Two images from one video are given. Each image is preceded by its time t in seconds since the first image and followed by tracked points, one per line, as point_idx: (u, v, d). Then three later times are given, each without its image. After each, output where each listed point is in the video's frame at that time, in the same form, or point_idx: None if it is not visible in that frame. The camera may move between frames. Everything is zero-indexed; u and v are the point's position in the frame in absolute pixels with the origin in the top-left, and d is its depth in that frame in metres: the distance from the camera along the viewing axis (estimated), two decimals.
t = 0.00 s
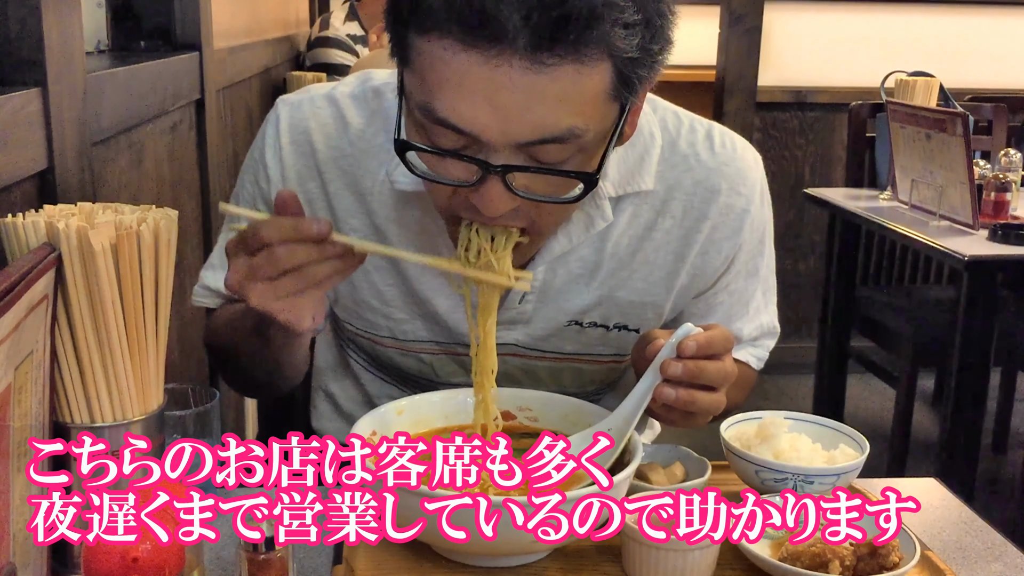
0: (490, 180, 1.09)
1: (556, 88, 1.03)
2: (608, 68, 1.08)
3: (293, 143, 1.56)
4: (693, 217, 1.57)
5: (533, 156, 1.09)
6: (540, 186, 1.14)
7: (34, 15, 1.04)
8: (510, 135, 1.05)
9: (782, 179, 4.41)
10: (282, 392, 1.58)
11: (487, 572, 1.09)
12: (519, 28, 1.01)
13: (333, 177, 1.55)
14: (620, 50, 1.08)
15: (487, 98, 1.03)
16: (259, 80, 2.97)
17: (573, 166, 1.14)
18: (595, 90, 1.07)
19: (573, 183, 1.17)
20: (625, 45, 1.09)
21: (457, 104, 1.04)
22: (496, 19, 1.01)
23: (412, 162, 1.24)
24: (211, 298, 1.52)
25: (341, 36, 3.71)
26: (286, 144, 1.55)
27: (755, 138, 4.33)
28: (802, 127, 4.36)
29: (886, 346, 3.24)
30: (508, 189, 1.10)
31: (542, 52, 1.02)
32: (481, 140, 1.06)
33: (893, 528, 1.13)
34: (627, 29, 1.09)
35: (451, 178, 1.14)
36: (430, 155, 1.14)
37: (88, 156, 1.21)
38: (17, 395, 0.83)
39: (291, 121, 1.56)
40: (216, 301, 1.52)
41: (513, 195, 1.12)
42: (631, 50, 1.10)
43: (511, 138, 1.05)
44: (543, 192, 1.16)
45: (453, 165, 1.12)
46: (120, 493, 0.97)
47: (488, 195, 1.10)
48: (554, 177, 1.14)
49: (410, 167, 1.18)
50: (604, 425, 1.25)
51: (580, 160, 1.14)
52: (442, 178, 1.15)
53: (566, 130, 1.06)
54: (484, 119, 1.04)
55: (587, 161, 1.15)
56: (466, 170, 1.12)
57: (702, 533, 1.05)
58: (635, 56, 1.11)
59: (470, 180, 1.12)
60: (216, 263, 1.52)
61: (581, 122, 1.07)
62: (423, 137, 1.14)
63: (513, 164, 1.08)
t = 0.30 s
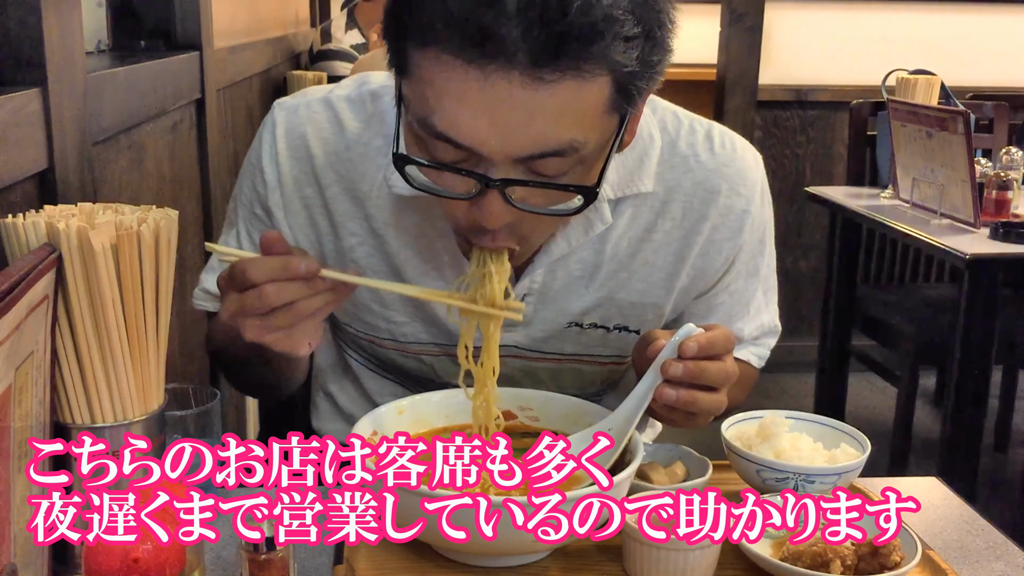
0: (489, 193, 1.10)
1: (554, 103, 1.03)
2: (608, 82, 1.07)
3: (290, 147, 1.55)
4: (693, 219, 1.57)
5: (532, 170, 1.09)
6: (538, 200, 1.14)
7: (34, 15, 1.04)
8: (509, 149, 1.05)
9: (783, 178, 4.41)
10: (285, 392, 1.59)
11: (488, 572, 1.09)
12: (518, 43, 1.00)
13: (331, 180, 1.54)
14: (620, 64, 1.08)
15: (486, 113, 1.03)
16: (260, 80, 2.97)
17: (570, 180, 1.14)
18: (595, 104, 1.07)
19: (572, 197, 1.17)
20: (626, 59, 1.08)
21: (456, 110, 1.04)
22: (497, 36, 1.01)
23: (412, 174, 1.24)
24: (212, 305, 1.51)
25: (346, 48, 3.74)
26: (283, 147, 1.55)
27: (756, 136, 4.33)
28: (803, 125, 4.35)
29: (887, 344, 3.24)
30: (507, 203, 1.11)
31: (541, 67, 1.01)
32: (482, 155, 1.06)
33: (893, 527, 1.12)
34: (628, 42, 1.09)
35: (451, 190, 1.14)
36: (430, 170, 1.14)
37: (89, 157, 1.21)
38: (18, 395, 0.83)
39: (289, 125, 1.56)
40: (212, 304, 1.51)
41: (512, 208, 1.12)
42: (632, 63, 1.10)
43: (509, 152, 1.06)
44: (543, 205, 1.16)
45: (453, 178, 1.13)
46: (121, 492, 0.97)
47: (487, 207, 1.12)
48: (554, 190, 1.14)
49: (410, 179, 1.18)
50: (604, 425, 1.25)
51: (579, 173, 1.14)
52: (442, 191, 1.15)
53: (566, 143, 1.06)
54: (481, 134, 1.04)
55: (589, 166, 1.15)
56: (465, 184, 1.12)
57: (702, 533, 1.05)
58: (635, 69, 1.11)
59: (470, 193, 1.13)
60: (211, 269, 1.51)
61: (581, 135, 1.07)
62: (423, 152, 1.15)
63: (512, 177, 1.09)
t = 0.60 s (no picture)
0: (494, 198, 1.11)
1: (557, 110, 1.03)
2: (613, 83, 1.08)
3: (290, 146, 1.55)
4: (693, 218, 1.57)
5: (537, 173, 1.10)
6: (543, 202, 1.15)
7: (35, 15, 1.04)
8: (512, 155, 1.06)
9: (784, 178, 4.41)
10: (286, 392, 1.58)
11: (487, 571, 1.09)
12: (520, 53, 1.00)
13: (331, 180, 1.54)
14: (624, 68, 1.08)
15: (492, 117, 1.03)
16: (260, 80, 2.97)
17: (575, 183, 1.14)
18: (598, 108, 1.07)
19: (576, 198, 1.17)
20: (629, 62, 1.08)
21: (456, 114, 1.04)
22: (499, 46, 1.00)
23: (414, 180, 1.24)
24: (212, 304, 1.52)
25: (334, 37, 3.73)
26: (282, 147, 1.55)
27: (757, 135, 4.32)
28: (804, 125, 4.35)
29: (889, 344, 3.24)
30: (513, 207, 1.12)
31: (543, 75, 1.01)
32: (485, 158, 1.07)
33: (893, 528, 1.12)
34: (631, 45, 1.08)
35: (458, 197, 1.14)
36: (434, 176, 1.15)
37: (90, 157, 1.21)
38: (19, 395, 0.83)
39: (288, 125, 1.56)
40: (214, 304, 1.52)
41: (517, 211, 1.13)
42: (635, 65, 1.10)
43: (516, 157, 1.06)
44: (548, 208, 1.17)
45: (455, 184, 1.13)
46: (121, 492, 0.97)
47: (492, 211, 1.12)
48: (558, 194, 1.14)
49: (415, 185, 1.18)
50: (604, 426, 1.25)
51: (583, 176, 1.14)
52: (445, 196, 1.15)
53: (571, 148, 1.07)
54: (487, 141, 1.05)
55: (593, 169, 1.15)
56: (469, 189, 1.13)
57: (702, 533, 1.05)
58: (638, 71, 1.10)
59: (474, 197, 1.13)
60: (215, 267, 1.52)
61: (586, 139, 1.08)
62: (428, 158, 1.15)
63: (518, 182, 1.10)
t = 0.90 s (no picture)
0: (494, 201, 1.11)
1: (559, 112, 1.03)
2: (614, 88, 1.07)
3: (289, 147, 1.55)
4: (694, 219, 1.57)
5: (538, 177, 1.10)
6: (544, 205, 1.15)
7: (37, 15, 1.04)
8: (512, 160, 1.06)
9: (785, 177, 4.41)
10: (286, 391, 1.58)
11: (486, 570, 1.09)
12: (523, 54, 1.00)
13: (331, 181, 1.54)
14: (626, 71, 1.08)
15: (492, 122, 1.03)
16: (261, 79, 2.97)
17: (576, 186, 1.15)
18: (599, 111, 1.07)
19: (577, 202, 1.18)
20: (631, 64, 1.08)
21: (455, 117, 1.04)
22: (503, 49, 1.00)
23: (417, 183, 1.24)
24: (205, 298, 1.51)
25: (336, 30, 3.73)
26: (282, 148, 1.55)
27: (757, 135, 4.32)
28: (804, 124, 4.35)
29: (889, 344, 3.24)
30: (513, 211, 1.12)
31: (547, 78, 1.02)
32: (485, 161, 1.06)
33: (893, 528, 1.12)
34: (633, 48, 1.08)
35: (458, 200, 1.15)
36: (433, 179, 1.15)
37: (92, 156, 1.21)
38: (22, 395, 0.84)
39: (288, 125, 1.56)
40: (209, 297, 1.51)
41: (519, 215, 1.13)
42: (637, 68, 1.09)
43: (516, 161, 1.06)
44: (551, 210, 1.17)
45: (457, 187, 1.14)
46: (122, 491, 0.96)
47: (494, 215, 1.12)
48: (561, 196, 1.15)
49: (415, 188, 1.18)
50: (605, 426, 1.25)
51: (585, 179, 1.14)
52: (447, 201, 1.16)
53: (573, 151, 1.07)
54: (488, 143, 1.04)
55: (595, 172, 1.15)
56: (469, 192, 1.13)
57: (702, 533, 1.05)
58: (640, 74, 1.10)
59: (476, 201, 1.13)
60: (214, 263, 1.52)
61: (587, 142, 1.08)
62: (428, 161, 1.15)
63: (520, 185, 1.10)
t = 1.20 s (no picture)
0: (494, 203, 1.11)
1: (559, 116, 1.03)
2: (613, 91, 1.08)
3: (287, 145, 1.55)
4: (693, 218, 1.57)
5: (538, 179, 1.10)
6: (544, 207, 1.15)
7: (35, 12, 1.04)
8: (512, 160, 1.06)
9: (783, 176, 4.41)
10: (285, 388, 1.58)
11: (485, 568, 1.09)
12: (522, 58, 1.00)
13: (329, 179, 1.54)
14: (624, 74, 1.08)
15: (490, 124, 1.03)
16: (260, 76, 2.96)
17: (576, 189, 1.15)
18: (598, 113, 1.07)
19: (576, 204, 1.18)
20: (630, 68, 1.08)
21: (454, 115, 1.04)
22: (502, 50, 1.00)
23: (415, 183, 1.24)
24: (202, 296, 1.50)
25: (334, 29, 3.72)
26: (279, 146, 1.55)
27: (756, 134, 4.32)
28: (803, 123, 4.34)
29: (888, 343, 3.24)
30: (513, 212, 1.12)
31: (547, 82, 1.02)
32: (485, 165, 1.07)
33: (893, 527, 1.11)
34: (632, 51, 1.08)
35: (455, 203, 1.15)
36: (432, 182, 1.15)
37: (90, 153, 1.21)
38: (19, 392, 0.84)
39: (286, 123, 1.56)
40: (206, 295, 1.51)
41: (518, 217, 1.13)
42: (636, 71, 1.10)
43: (515, 162, 1.06)
44: (551, 212, 1.17)
45: (455, 190, 1.14)
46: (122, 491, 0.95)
47: (493, 217, 1.12)
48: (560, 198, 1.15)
49: (414, 189, 1.18)
50: (604, 426, 1.24)
51: (582, 181, 1.15)
52: (444, 203, 1.16)
53: (572, 153, 1.07)
54: (487, 145, 1.05)
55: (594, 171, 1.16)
56: (468, 195, 1.13)
57: (702, 533, 1.04)
58: (639, 77, 1.10)
59: (475, 203, 1.13)
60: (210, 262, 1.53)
61: (586, 144, 1.08)
62: (426, 164, 1.15)
63: (519, 188, 1.10)
